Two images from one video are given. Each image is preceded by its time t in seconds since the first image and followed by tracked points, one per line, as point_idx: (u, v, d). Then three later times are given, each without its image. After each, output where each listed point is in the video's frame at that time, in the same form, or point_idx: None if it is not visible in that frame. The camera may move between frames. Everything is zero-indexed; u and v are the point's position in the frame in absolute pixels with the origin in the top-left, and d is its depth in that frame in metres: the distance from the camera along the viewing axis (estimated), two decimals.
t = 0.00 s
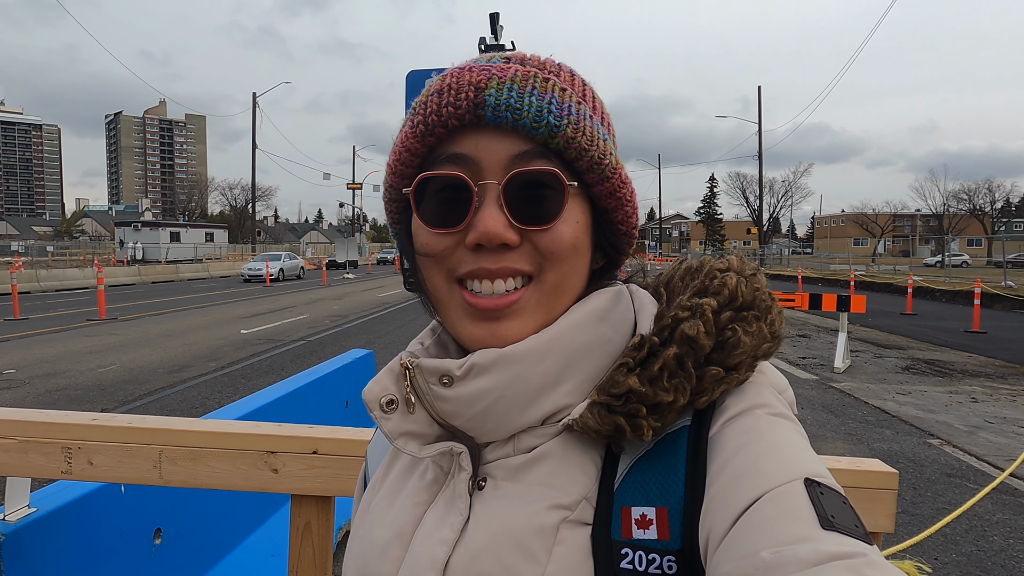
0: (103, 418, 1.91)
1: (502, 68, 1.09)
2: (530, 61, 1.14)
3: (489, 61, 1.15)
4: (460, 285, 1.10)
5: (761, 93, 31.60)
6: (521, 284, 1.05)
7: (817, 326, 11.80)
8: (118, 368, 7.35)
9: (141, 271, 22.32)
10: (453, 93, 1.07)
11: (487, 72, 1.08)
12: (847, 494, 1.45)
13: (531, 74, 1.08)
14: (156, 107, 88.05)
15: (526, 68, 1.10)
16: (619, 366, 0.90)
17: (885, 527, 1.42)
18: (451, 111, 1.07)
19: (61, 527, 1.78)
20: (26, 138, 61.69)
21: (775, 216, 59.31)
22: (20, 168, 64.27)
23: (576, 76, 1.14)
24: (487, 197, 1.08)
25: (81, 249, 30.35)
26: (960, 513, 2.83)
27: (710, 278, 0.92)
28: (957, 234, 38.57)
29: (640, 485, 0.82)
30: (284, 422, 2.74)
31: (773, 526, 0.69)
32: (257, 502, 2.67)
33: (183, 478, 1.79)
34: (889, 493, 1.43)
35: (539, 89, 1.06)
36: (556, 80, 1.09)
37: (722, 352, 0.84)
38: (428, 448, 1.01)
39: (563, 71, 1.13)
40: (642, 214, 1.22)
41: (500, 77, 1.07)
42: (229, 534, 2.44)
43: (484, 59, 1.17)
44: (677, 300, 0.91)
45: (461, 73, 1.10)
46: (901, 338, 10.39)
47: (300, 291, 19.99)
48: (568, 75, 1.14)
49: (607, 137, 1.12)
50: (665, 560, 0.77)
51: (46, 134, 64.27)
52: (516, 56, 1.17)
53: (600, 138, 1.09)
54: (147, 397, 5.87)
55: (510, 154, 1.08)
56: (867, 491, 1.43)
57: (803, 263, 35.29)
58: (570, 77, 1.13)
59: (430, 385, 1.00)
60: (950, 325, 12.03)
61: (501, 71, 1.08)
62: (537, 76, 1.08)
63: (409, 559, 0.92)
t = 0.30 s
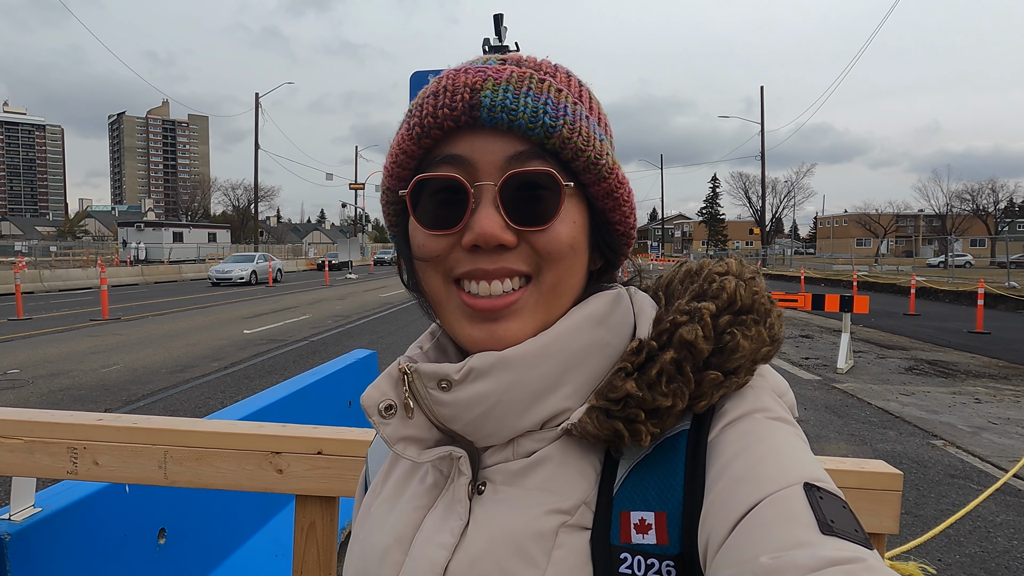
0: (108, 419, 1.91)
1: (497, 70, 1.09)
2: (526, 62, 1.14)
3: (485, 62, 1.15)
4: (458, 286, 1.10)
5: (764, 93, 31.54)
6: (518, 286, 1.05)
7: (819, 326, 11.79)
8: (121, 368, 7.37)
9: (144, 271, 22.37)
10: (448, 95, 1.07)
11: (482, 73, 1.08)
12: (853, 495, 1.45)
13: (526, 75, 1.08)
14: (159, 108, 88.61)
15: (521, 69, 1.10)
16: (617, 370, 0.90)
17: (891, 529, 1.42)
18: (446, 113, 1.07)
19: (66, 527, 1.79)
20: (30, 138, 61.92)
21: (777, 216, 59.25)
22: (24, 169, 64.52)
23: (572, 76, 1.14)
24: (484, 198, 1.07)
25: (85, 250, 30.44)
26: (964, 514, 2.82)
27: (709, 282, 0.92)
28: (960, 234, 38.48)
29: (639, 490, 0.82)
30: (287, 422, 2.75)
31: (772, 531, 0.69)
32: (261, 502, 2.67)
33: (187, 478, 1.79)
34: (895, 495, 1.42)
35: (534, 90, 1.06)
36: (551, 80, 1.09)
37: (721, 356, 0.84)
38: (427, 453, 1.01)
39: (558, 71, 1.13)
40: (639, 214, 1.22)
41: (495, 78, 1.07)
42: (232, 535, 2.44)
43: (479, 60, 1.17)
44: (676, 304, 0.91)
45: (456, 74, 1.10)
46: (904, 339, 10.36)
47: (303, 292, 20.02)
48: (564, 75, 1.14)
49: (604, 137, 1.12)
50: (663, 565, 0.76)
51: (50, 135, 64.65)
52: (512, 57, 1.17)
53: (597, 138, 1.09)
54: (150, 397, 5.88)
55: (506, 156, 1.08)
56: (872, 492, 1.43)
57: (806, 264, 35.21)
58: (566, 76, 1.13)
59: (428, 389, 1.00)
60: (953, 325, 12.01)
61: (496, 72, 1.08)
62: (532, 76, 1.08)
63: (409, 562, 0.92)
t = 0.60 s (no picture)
0: (110, 416, 1.92)
1: (490, 65, 1.09)
2: (519, 58, 1.14)
3: (478, 58, 1.15)
4: (452, 283, 1.10)
5: (765, 91, 31.48)
6: (512, 283, 1.06)
7: (821, 326, 11.80)
8: (122, 367, 7.38)
9: (145, 271, 22.37)
10: (441, 91, 1.08)
11: (475, 69, 1.09)
12: (855, 493, 1.45)
13: (519, 71, 1.08)
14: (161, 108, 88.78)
15: (514, 65, 1.11)
16: (614, 365, 0.90)
17: (892, 527, 1.42)
18: (439, 109, 1.07)
19: (68, 524, 1.79)
20: (31, 138, 62.09)
21: (778, 216, 59.17)
22: (23, 169, 64.59)
23: (565, 71, 1.15)
24: (477, 195, 1.08)
25: (86, 249, 30.46)
26: (965, 513, 2.82)
27: (707, 276, 0.92)
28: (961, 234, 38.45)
29: (638, 483, 0.82)
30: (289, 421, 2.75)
31: (770, 524, 0.69)
32: (262, 501, 2.68)
33: (190, 476, 1.80)
34: (896, 493, 1.43)
35: (528, 86, 1.06)
36: (544, 76, 1.10)
37: (718, 350, 0.84)
38: (426, 449, 1.01)
39: (552, 67, 1.13)
40: (634, 210, 1.23)
41: (488, 74, 1.07)
42: (234, 533, 2.45)
43: (472, 56, 1.17)
44: (673, 298, 0.92)
45: (450, 70, 1.10)
46: (905, 339, 10.35)
47: (304, 291, 20.01)
48: (557, 70, 1.14)
49: (597, 133, 1.12)
50: (662, 559, 0.77)
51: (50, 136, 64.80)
52: (505, 53, 1.17)
53: (590, 134, 1.09)
54: (151, 396, 5.88)
55: (500, 152, 1.08)
56: (874, 490, 1.43)
57: (808, 263, 35.17)
58: (559, 73, 1.14)
59: (425, 386, 1.00)
60: (954, 325, 12.00)
61: (489, 69, 1.08)
62: (525, 72, 1.08)
63: (408, 559, 0.92)
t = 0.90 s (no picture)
0: (110, 416, 1.91)
1: (493, 66, 1.09)
2: (521, 58, 1.13)
3: (480, 58, 1.15)
4: (453, 283, 1.10)
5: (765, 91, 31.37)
6: (514, 283, 1.05)
7: (821, 326, 11.80)
8: (122, 367, 7.38)
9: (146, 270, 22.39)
10: (444, 91, 1.07)
11: (478, 70, 1.08)
12: (855, 493, 1.45)
13: (522, 72, 1.07)
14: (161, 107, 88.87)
15: (517, 66, 1.10)
16: (616, 363, 0.90)
17: (893, 527, 1.41)
18: (442, 109, 1.07)
19: (68, 525, 1.79)
20: (32, 137, 62.24)
21: (779, 216, 59.14)
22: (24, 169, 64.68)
23: (568, 73, 1.14)
24: (479, 195, 1.07)
25: (87, 249, 30.47)
26: (967, 513, 2.81)
27: (708, 274, 0.92)
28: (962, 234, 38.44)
29: (639, 481, 0.81)
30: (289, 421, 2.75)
31: (773, 522, 0.68)
32: (262, 501, 2.68)
33: (190, 476, 1.79)
34: (898, 493, 1.42)
35: (530, 87, 1.06)
36: (547, 76, 1.09)
37: (720, 348, 0.84)
38: (426, 447, 1.01)
39: (554, 68, 1.12)
40: (635, 212, 1.22)
41: (491, 74, 1.07)
42: (234, 533, 2.45)
43: (475, 56, 1.16)
44: (675, 296, 0.91)
45: (452, 71, 1.10)
46: (906, 338, 10.36)
47: (305, 291, 20.00)
48: (560, 71, 1.13)
49: (600, 134, 1.11)
50: (664, 557, 0.76)
51: (50, 135, 64.92)
52: (507, 54, 1.17)
53: (592, 135, 1.09)
54: (151, 396, 5.89)
55: (502, 152, 1.08)
56: (875, 490, 1.43)
57: (808, 263, 35.14)
58: (562, 74, 1.13)
59: (427, 383, 1.00)
60: (955, 325, 12.00)
61: (492, 70, 1.08)
62: (528, 73, 1.08)
63: (408, 557, 0.92)
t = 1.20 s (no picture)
0: (114, 416, 1.91)
1: (498, 68, 1.08)
2: (527, 60, 1.13)
3: (486, 60, 1.14)
4: (459, 285, 1.10)
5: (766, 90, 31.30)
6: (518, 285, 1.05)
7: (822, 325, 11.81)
8: (123, 366, 7.39)
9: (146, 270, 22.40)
10: (449, 93, 1.07)
11: (484, 72, 1.08)
12: (858, 494, 1.44)
13: (528, 73, 1.07)
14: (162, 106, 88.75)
15: (522, 67, 1.10)
16: (621, 364, 0.90)
17: (896, 527, 1.41)
18: (448, 111, 1.07)
19: (70, 525, 1.79)
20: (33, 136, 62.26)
21: (779, 215, 59.14)
22: (24, 168, 64.69)
23: (574, 74, 1.14)
24: (484, 196, 1.07)
25: (87, 248, 30.48)
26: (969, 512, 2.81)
27: (713, 275, 0.91)
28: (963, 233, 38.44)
29: (643, 482, 0.81)
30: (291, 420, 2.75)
31: (777, 523, 0.68)
32: (265, 500, 2.68)
33: (193, 476, 1.79)
34: (901, 493, 1.42)
35: (536, 88, 1.05)
36: (553, 78, 1.09)
37: (725, 349, 0.83)
38: (430, 447, 1.01)
39: (560, 70, 1.12)
40: (640, 213, 1.22)
41: (497, 76, 1.06)
42: (237, 532, 2.45)
43: (480, 58, 1.16)
44: (680, 297, 0.91)
45: (458, 72, 1.09)
46: (907, 337, 10.36)
47: (306, 290, 20.00)
48: (565, 73, 1.13)
49: (606, 136, 1.11)
50: (669, 559, 0.76)
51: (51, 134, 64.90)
52: (513, 55, 1.16)
53: (598, 137, 1.08)
54: (153, 395, 5.89)
55: (507, 154, 1.08)
56: (878, 490, 1.43)
57: (809, 263, 35.11)
58: (568, 75, 1.13)
59: (432, 383, 1.00)
60: (956, 324, 12.01)
61: (498, 71, 1.07)
62: (534, 75, 1.07)
63: (412, 557, 0.92)
